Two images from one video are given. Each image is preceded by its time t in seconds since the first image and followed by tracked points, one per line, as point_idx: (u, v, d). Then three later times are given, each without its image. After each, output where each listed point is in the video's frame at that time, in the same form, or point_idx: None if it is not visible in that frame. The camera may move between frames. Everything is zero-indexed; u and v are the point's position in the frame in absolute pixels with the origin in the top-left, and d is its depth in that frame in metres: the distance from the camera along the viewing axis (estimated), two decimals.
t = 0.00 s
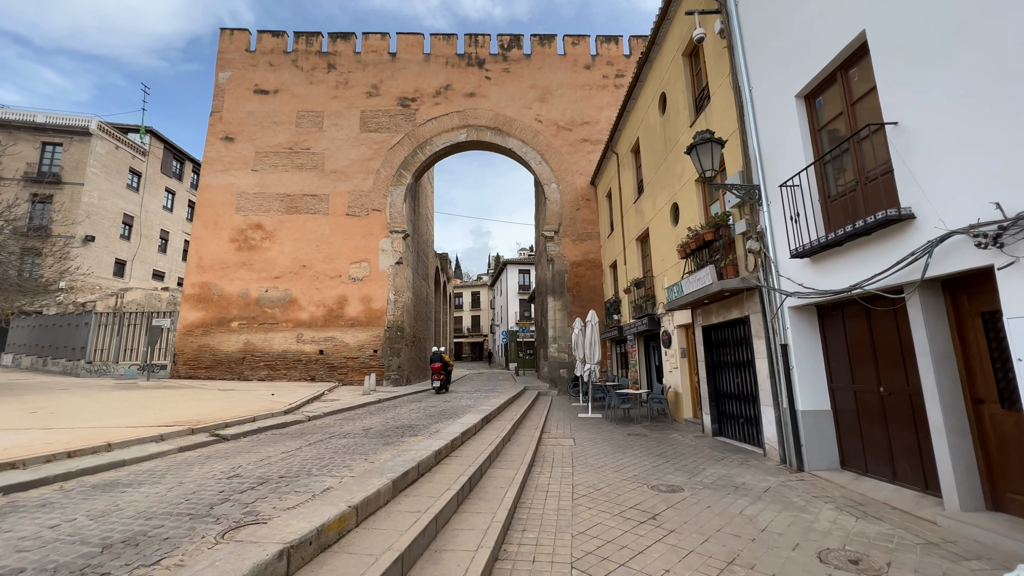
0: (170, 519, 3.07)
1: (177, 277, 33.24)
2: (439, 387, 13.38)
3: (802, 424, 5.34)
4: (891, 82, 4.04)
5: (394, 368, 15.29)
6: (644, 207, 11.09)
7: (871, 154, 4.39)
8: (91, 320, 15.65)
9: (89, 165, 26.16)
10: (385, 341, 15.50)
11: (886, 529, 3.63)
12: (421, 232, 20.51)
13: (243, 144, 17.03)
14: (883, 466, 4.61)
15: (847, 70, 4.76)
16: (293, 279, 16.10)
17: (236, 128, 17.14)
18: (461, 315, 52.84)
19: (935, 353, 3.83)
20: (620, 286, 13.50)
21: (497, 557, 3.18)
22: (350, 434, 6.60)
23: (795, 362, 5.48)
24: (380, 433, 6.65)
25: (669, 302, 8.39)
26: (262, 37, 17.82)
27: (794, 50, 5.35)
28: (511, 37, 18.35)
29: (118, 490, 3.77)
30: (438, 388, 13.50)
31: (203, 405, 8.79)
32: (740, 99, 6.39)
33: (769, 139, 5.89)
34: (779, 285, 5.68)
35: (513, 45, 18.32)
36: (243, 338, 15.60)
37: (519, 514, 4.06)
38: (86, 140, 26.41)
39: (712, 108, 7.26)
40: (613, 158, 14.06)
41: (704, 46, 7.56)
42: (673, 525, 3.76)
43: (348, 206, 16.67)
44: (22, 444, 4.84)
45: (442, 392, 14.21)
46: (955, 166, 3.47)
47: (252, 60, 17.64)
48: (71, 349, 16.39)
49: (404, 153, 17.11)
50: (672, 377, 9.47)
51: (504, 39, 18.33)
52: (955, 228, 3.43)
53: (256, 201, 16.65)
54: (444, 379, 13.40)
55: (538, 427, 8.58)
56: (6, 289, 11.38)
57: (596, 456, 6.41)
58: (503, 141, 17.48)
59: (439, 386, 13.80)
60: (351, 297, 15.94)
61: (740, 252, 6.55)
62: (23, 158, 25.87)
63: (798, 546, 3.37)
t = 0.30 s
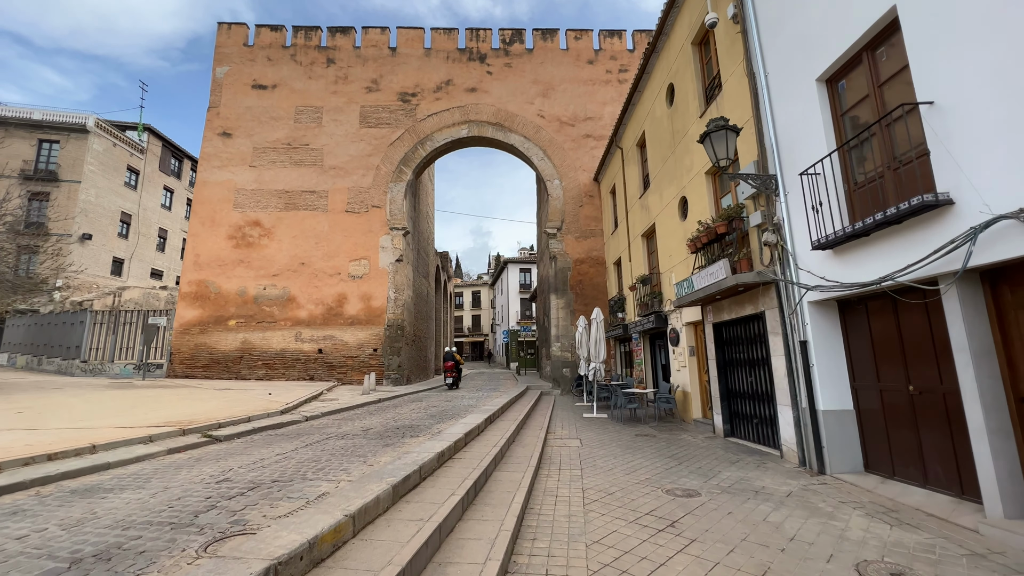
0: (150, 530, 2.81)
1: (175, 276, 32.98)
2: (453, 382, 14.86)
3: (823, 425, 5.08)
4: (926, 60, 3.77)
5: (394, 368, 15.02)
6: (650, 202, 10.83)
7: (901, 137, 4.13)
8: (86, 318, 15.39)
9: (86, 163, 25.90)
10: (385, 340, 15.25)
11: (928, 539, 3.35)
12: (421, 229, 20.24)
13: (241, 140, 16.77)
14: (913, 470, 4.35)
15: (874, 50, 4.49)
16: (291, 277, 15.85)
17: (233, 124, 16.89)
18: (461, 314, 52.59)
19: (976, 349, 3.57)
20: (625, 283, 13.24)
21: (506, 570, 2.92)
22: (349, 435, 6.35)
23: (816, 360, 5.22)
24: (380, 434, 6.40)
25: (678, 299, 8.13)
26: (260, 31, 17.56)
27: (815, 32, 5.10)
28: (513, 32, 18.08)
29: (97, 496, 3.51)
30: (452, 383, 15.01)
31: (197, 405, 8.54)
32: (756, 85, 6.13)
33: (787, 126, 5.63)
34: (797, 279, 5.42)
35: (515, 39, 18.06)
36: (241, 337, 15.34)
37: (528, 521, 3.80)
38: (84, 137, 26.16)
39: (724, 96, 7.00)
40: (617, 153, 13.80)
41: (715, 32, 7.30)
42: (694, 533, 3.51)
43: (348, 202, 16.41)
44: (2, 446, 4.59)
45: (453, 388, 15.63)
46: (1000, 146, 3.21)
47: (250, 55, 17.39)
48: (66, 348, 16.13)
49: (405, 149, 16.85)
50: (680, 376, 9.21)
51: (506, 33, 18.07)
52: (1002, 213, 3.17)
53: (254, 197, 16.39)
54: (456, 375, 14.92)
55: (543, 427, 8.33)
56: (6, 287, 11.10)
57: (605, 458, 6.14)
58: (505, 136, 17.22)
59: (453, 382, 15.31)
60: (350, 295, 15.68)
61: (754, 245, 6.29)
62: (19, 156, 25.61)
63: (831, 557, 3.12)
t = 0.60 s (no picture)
0: (129, 551, 2.55)
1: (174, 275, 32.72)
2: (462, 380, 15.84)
3: (847, 430, 4.82)
4: (967, 40, 3.52)
5: (395, 368, 14.79)
6: (657, 199, 10.57)
7: (935, 125, 3.89)
8: (82, 318, 15.13)
9: (84, 160, 25.63)
10: (386, 340, 15.00)
11: (974, 557, 3.09)
12: (422, 227, 19.98)
13: (239, 136, 16.52)
14: (947, 479, 4.09)
15: (905, 34, 4.23)
16: (290, 276, 15.60)
17: (231, 120, 16.63)
18: (462, 314, 52.33)
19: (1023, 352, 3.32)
20: (630, 282, 12.97)
21: None
22: (349, 439, 6.11)
23: (839, 362, 4.96)
24: (381, 438, 6.15)
25: (688, 297, 7.87)
26: (259, 26, 17.30)
27: (839, 16, 4.84)
28: (515, 27, 17.82)
29: (76, 511, 3.25)
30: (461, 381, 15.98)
31: (193, 408, 8.28)
32: (773, 74, 5.88)
33: (806, 116, 5.37)
34: (819, 276, 5.15)
35: (517, 34, 17.79)
36: (240, 337, 15.10)
37: (540, 536, 3.55)
38: (81, 135, 25.90)
39: (738, 87, 6.75)
40: (622, 150, 13.53)
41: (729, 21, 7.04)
42: (719, 550, 3.26)
43: (347, 200, 16.16)
44: None
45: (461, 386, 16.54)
46: None
47: (249, 50, 17.13)
48: (62, 348, 15.88)
49: (405, 146, 16.59)
50: (688, 377, 8.95)
51: (508, 28, 17.80)
52: None
53: (252, 195, 16.14)
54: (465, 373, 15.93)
55: (548, 430, 8.08)
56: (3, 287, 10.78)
57: (615, 464, 5.87)
58: (507, 133, 16.96)
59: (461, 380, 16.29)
60: (350, 294, 15.43)
61: (771, 242, 6.03)
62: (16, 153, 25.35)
63: None
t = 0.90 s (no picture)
0: (117, 567, 2.31)
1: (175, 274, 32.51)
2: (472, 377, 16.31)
3: (879, 433, 4.58)
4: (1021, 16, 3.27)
5: (398, 367, 14.57)
6: (667, 195, 10.34)
7: (980, 109, 3.65)
8: (81, 316, 14.92)
9: (84, 158, 25.42)
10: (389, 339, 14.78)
11: None
12: (425, 226, 19.75)
13: (240, 133, 16.30)
14: (990, 485, 3.85)
15: (945, 14, 3.99)
16: (292, 274, 15.38)
17: (232, 116, 16.42)
18: (464, 313, 52.11)
19: None
20: (638, 280, 12.73)
21: None
22: (354, 441, 5.87)
23: (870, 361, 4.71)
24: (386, 441, 5.91)
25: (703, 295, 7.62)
26: (260, 21, 17.08)
27: None
28: (520, 22, 17.58)
29: (63, 519, 3.01)
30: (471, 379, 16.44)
31: (192, 408, 8.05)
32: (797, 61, 5.64)
33: (832, 103, 5.13)
34: (847, 271, 4.91)
35: (522, 30, 17.56)
36: (241, 336, 14.88)
37: (561, 546, 3.31)
38: (81, 133, 25.70)
39: (757, 76, 6.51)
40: (629, 145, 13.29)
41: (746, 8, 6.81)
42: (756, 563, 3.02)
43: (350, 197, 15.93)
44: None
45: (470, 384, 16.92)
46: None
47: (250, 46, 16.91)
48: (61, 347, 15.67)
49: (408, 143, 16.36)
50: (701, 377, 8.70)
51: (513, 24, 17.57)
52: None
53: (253, 192, 15.93)
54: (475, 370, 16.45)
55: (558, 431, 7.83)
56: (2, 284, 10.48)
57: (631, 467, 5.62)
58: (511, 130, 16.72)
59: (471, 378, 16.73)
60: (352, 292, 15.21)
61: (793, 236, 5.79)
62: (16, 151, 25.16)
63: None
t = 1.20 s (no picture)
0: None
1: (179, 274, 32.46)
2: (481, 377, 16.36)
3: (917, 447, 4.32)
4: None
5: (403, 370, 14.37)
6: (679, 195, 10.08)
7: None
8: (84, 318, 14.78)
9: (88, 159, 25.36)
10: (394, 342, 14.58)
11: None
12: (430, 226, 19.54)
13: (243, 133, 16.13)
14: None
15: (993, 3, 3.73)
16: (296, 275, 15.21)
17: (236, 116, 16.25)
18: (468, 314, 51.88)
19: None
20: (648, 282, 12.48)
21: None
22: (361, 453, 5.66)
23: (906, 371, 4.46)
24: (395, 451, 5.70)
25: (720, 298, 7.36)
26: (264, 19, 16.90)
27: None
28: (526, 20, 17.34)
29: (53, 548, 2.80)
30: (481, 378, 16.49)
31: (195, 415, 7.88)
32: (824, 55, 5.38)
33: (863, 99, 4.88)
34: (881, 277, 4.65)
35: (528, 27, 17.31)
36: (244, 338, 14.72)
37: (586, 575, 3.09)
38: (85, 134, 25.63)
39: (779, 72, 6.25)
40: (639, 144, 13.03)
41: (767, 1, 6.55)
42: None
43: (354, 198, 15.74)
44: None
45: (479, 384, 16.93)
46: None
47: (254, 45, 16.74)
48: (64, 349, 15.55)
49: (413, 142, 16.16)
50: (716, 382, 8.45)
51: (519, 21, 17.32)
52: None
53: (257, 192, 15.76)
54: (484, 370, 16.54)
55: (569, 438, 7.59)
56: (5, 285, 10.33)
57: (649, 481, 5.38)
58: (518, 129, 16.48)
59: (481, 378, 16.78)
60: (357, 294, 15.01)
61: (818, 239, 5.53)
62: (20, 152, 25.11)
63: None
